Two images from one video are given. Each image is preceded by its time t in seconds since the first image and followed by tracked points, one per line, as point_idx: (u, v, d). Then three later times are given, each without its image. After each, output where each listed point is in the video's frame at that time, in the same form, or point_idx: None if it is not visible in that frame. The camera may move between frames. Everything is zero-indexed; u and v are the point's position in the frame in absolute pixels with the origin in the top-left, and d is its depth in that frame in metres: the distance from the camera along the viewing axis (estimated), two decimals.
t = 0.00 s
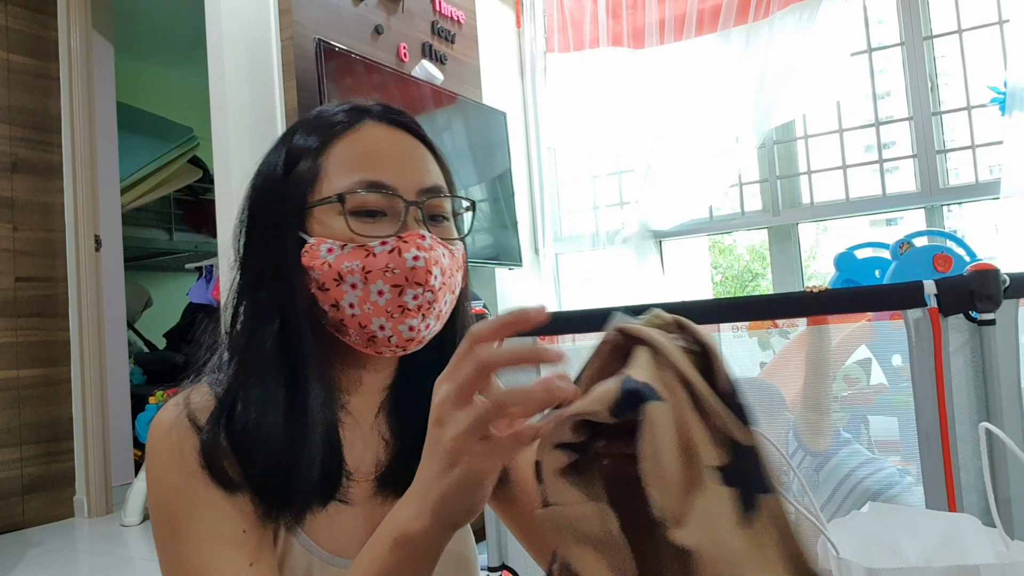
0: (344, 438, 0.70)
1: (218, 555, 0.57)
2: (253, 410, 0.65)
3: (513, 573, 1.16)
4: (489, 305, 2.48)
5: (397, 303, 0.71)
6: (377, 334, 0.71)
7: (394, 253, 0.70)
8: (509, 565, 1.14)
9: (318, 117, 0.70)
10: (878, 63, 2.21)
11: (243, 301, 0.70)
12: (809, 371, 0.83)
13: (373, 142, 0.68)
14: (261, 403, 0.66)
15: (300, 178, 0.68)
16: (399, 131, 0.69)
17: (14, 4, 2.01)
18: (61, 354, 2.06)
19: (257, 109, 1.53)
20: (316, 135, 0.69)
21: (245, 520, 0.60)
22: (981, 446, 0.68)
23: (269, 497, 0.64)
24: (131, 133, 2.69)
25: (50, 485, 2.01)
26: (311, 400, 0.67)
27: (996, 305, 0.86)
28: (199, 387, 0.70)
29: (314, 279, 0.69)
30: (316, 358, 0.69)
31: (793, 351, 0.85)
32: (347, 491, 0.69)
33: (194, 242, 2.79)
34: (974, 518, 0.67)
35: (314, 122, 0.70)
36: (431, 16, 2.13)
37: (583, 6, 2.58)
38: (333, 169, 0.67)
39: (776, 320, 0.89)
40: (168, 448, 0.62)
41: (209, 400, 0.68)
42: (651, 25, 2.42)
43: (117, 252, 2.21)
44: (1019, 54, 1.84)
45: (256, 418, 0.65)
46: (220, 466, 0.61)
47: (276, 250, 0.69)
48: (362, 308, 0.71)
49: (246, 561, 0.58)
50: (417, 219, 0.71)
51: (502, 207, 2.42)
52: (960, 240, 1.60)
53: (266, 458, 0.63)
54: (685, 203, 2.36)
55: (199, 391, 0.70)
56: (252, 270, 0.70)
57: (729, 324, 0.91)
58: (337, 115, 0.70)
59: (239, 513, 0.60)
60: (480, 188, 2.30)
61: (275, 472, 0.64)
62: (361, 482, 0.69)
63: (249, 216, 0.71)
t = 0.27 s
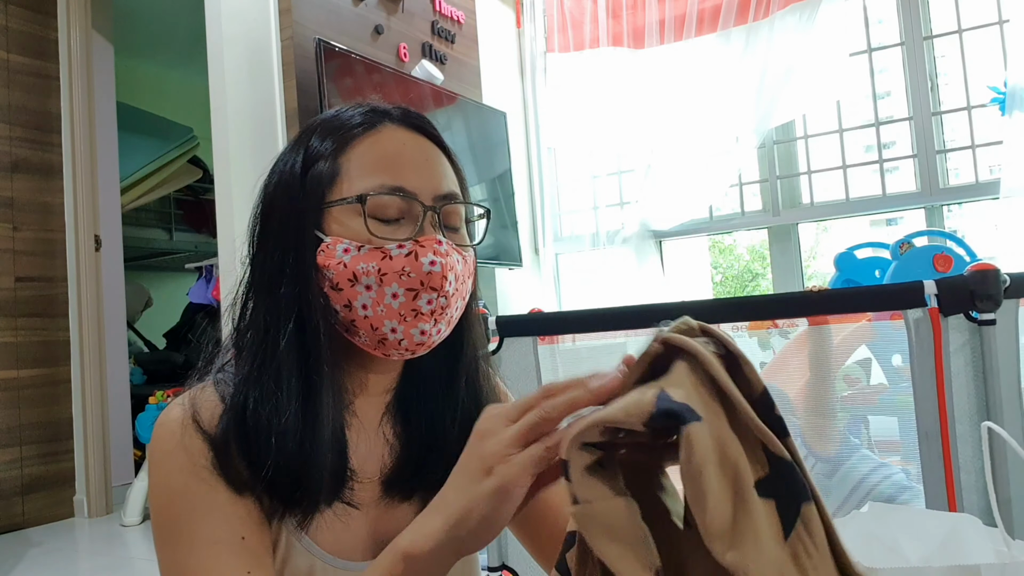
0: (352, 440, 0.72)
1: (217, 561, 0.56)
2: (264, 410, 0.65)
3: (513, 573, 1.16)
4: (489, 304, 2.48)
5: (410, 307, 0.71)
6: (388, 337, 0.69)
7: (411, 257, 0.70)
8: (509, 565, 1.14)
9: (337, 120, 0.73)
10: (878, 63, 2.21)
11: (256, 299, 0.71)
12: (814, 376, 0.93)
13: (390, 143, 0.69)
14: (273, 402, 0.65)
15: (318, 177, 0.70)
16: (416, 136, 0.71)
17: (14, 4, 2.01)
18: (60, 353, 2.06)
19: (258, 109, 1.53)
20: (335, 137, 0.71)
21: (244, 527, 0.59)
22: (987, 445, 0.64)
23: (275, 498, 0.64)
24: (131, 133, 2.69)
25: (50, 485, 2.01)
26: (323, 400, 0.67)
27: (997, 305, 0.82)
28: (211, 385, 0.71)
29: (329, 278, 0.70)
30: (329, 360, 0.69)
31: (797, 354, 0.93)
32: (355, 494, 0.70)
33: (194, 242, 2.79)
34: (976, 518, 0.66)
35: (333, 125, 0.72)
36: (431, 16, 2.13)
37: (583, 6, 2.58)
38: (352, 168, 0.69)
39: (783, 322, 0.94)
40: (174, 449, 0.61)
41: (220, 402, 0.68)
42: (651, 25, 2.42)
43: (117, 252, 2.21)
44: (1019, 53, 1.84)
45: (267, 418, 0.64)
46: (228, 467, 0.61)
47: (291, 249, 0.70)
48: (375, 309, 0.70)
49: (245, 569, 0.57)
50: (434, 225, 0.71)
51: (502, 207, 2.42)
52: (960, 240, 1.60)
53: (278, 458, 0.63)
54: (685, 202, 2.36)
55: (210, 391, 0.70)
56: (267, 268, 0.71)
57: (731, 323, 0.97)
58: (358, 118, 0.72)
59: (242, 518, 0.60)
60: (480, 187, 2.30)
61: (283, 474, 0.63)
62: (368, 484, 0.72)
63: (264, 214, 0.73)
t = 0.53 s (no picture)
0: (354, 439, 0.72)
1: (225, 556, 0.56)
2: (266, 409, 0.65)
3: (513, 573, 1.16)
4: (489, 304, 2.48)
5: (411, 309, 0.72)
6: (389, 338, 0.70)
7: (412, 259, 0.71)
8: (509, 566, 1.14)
9: (341, 120, 0.72)
10: (878, 63, 2.21)
11: (258, 299, 0.71)
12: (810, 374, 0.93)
13: (394, 145, 0.70)
14: (276, 402, 0.66)
15: (321, 177, 0.70)
16: (420, 137, 0.71)
17: (14, 3, 2.01)
18: (61, 354, 2.06)
19: (257, 109, 1.53)
20: (338, 137, 0.71)
21: (251, 519, 0.60)
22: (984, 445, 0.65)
23: (280, 496, 0.64)
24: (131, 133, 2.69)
25: (50, 485, 2.01)
26: (325, 399, 0.67)
27: (998, 305, 0.83)
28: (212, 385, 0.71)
29: (330, 279, 0.70)
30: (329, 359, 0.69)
31: (799, 354, 0.93)
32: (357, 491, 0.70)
33: (194, 242, 2.79)
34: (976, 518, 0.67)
35: (336, 125, 0.72)
36: (431, 16, 2.13)
37: (583, 6, 2.58)
38: (356, 170, 0.69)
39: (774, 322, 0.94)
40: (178, 448, 0.61)
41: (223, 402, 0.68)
42: (651, 25, 2.42)
43: (117, 252, 2.21)
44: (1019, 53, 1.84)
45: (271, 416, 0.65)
46: (234, 463, 0.61)
47: (293, 248, 0.70)
48: (376, 311, 0.71)
49: (252, 561, 0.57)
50: (436, 226, 0.71)
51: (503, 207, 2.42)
52: (961, 240, 1.60)
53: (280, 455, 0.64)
54: (685, 202, 2.36)
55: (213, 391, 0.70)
56: (268, 268, 0.71)
57: (731, 324, 0.97)
58: (361, 118, 0.72)
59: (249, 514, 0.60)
60: (480, 187, 2.30)
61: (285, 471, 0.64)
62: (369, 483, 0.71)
63: (267, 214, 0.73)
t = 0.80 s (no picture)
0: (353, 438, 0.72)
1: (224, 551, 0.56)
2: (265, 406, 0.66)
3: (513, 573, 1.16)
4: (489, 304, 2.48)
5: (403, 311, 0.70)
6: (380, 339, 0.69)
7: (406, 261, 0.70)
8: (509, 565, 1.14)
9: (340, 121, 0.73)
10: (878, 63, 2.21)
11: (260, 297, 0.71)
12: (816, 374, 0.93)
13: (393, 146, 0.70)
14: (273, 399, 0.66)
15: (321, 178, 0.71)
16: (419, 138, 0.72)
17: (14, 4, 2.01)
18: (60, 354, 2.05)
19: (257, 109, 1.53)
20: (337, 138, 0.71)
21: (249, 516, 0.59)
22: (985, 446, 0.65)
23: (280, 493, 0.64)
24: (131, 133, 2.69)
25: (50, 485, 2.01)
26: (324, 396, 0.68)
27: (999, 305, 0.83)
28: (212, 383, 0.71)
29: (325, 279, 0.70)
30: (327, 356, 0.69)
31: (803, 352, 0.93)
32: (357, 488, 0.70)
33: (194, 242, 2.79)
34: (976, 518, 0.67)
35: (336, 126, 0.73)
36: (431, 16, 2.13)
37: (583, 6, 2.57)
38: (354, 171, 0.69)
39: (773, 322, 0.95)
40: (178, 445, 0.61)
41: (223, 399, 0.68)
42: (651, 25, 2.42)
43: (117, 252, 2.21)
44: (1019, 53, 1.84)
45: (268, 413, 0.65)
46: (234, 459, 0.61)
47: (293, 247, 0.71)
48: (369, 312, 0.70)
49: (249, 559, 0.56)
50: (432, 229, 0.72)
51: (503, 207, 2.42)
52: (961, 240, 1.60)
53: (278, 450, 0.64)
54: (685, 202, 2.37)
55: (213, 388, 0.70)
56: (271, 268, 0.72)
57: (731, 324, 0.98)
58: (360, 119, 0.72)
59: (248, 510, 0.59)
60: (480, 187, 2.30)
61: (285, 468, 0.64)
62: (368, 481, 0.70)
63: (267, 214, 0.74)
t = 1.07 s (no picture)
0: (349, 437, 0.73)
1: (224, 554, 0.56)
2: (262, 406, 0.65)
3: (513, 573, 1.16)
4: (489, 304, 2.48)
5: (401, 312, 0.70)
6: (377, 340, 0.69)
7: (406, 262, 0.70)
8: (509, 565, 1.14)
9: (343, 120, 0.73)
10: (878, 63, 2.21)
11: (253, 295, 0.70)
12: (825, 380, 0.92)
13: (397, 147, 0.70)
14: (269, 396, 0.66)
15: (320, 176, 0.70)
16: (422, 141, 0.72)
17: (13, 3, 2.01)
18: (61, 353, 2.05)
19: (257, 109, 1.53)
20: (339, 138, 0.71)
21: (247, 522, 0.59)
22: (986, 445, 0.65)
23: (276, 493, 0.64)
24: (131, 133, 2.69)
25: (50, 486, 2.01)
26: (321, 397, 0.68)
27: (999, 304, 0.83)
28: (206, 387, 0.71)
29: (323, 277, 0.70)
30: (325, 356, 0.69)
31: (805, 353, 0.93)
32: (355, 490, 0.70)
33: (194, 242, 2.79)
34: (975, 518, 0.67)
35: (338, 125, 0.72)
36: (431, 16, 2.13)
37: (583, 5, 2.57)
38: (356, 169, 0.69)
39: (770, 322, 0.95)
40: (175, 448, 0.61)
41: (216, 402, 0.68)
42: (651, 25, 2.42)
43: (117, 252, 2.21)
44: (1019, 53, 1.84)
45: (265, 411, 0.65)
46: (231, 461, 0.62)
47: (288, 244, 0.70)
48: (366, 312, 0.70)
49: (250, 565, 0.57)
50: (433, 231, 0.72)
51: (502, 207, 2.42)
52: (961, 239, 1.60)
53: (274, 450, 0.64)
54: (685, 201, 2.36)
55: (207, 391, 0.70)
56: (262, 266, 0.71)
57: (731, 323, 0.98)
58: (364, 120, 0.72)
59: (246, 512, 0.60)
60: (480, 187, 2.30)
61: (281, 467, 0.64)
62: (365, 482, 0.72)
63: (263, 212, 0.73)
